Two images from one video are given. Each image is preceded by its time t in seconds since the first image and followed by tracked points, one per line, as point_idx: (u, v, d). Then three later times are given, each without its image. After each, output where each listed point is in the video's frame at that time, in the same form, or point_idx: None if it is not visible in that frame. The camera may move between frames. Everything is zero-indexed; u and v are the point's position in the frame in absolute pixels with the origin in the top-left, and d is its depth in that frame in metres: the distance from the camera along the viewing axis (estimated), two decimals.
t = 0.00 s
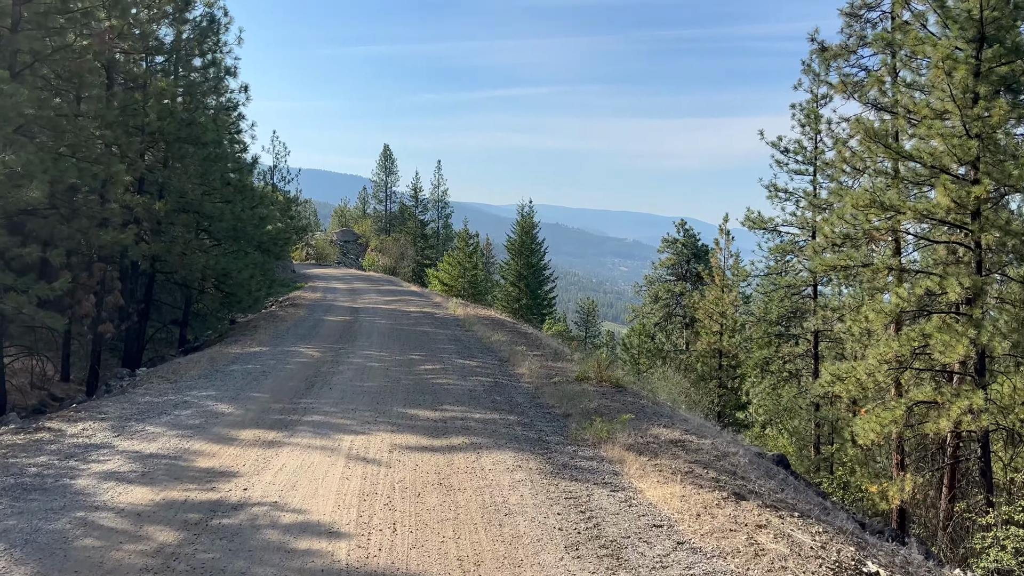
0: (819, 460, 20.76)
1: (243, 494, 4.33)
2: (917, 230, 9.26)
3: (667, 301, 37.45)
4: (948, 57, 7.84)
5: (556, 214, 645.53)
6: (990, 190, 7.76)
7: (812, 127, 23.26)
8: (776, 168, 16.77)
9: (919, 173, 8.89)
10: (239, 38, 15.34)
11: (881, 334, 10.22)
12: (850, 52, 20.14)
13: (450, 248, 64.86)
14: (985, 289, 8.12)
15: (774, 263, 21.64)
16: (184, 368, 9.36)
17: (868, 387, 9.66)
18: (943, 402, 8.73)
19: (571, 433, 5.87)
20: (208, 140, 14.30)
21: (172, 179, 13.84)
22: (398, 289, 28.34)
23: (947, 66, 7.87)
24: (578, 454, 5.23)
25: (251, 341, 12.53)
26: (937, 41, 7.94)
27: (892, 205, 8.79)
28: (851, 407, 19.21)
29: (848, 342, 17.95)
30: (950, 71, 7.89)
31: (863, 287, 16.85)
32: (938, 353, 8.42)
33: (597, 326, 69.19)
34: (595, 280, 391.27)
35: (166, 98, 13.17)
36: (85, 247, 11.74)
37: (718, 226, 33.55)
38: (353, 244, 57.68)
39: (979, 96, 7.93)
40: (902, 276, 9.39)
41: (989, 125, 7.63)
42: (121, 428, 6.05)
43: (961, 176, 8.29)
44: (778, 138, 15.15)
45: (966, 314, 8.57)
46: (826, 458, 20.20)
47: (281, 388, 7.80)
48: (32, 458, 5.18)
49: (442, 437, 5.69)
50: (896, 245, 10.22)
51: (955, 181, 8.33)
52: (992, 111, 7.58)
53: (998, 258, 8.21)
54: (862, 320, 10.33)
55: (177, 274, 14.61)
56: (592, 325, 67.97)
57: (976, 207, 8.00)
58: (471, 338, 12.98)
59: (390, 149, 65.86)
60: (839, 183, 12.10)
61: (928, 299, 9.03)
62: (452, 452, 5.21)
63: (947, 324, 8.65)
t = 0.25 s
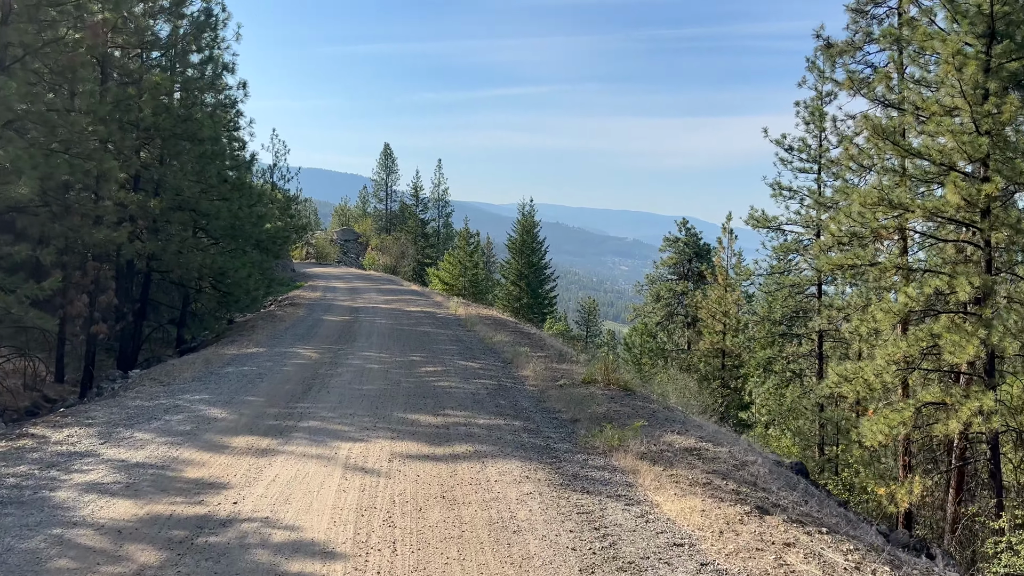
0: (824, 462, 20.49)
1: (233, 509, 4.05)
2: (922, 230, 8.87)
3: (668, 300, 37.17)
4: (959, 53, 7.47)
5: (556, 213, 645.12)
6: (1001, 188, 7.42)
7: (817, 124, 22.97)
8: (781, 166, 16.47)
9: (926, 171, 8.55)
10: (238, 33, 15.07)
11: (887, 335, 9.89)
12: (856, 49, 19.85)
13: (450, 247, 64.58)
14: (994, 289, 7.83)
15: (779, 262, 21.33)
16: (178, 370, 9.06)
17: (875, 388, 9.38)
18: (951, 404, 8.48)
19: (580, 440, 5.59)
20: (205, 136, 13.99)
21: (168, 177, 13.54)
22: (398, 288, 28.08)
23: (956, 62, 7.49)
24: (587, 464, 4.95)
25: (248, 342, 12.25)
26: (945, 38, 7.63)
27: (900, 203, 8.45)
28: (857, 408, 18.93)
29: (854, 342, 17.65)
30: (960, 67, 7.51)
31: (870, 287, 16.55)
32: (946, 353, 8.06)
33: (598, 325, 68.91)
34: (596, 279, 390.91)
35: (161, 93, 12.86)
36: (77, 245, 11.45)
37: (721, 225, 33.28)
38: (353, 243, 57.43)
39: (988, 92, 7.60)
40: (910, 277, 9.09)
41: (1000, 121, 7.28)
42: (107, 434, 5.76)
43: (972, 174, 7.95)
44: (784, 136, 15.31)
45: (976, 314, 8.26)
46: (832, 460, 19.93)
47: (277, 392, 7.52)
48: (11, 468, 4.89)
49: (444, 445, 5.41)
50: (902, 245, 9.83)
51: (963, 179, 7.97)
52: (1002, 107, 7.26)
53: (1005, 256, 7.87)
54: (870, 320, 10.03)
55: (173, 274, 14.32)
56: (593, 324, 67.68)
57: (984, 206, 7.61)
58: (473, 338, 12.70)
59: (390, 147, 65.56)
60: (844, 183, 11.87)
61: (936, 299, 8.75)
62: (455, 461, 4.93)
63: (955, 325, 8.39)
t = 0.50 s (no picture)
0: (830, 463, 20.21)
1: (225, 527, 3.77)
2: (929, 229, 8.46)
3: (671, 299, 36.86)
4: (970, 48, 7.10)
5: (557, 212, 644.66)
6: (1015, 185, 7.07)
7: (823, 122, 22.64)
8: (788, 164, 16.16)
9: (937, 169, 8.19)
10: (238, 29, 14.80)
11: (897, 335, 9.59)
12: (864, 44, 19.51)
13: (451, 246, 64.31)
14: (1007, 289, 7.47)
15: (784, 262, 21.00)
16: (173, 372, 8.79)
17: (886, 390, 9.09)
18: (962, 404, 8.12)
19: (592, 449, 5.30)
20: (203, 133, 13.70)
21: (166, 174, 13.26)
22: (399, 287, 27.81)
23: (969, 57, 7.12)
24: (602, 476, 4.67)
25: (247, 343, 11.99)
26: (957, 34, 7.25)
27: (910, 202, 8.09)
28: (865, 410, 18.63)
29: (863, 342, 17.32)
30: (971, 63, 7.14)
31: (878, 288, 16.24)
32: (957, 354, 7.76)
33: (600, 324, 68.59)
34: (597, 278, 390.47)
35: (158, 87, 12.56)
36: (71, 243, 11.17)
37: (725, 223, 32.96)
38: (354, 241, 57.16)
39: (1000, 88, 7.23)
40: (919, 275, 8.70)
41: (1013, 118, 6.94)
42: (96, 442, 5.47)
43: (984, 171, 7.58)
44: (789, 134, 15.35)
45: (989, 312, 7.90)
46: (839, 462, 19.64)
47: (275, 396, 7.22)
48: None
49: (449, 454, 5.12)
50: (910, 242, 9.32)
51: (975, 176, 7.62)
52: (1016, 104, 6.90)
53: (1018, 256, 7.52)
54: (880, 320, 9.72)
55: (171, 273, 14.04)
56: (595, 323, 67.37)
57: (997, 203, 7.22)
58: (476, 339, 12.42)
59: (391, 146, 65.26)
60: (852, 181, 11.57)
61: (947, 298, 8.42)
62: (462, 473, 4.65)
63: (966, 325, 8.07)
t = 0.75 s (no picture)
0: (837, 466, 19.89)
1: (210, 550, 3.47)
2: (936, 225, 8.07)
3: (675, 299, 36.52)
4: (983, 44, 6.72)
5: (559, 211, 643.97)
6: None
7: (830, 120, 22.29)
8: (797, 162, 15.83)
9: (948, 167, 7.81)
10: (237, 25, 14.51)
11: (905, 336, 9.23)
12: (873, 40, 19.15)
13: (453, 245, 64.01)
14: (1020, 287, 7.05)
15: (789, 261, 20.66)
16: (166, 376, 8.50)
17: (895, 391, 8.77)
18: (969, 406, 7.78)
19: (604, 462, 5.00)
20: (200, 129, 13.40)
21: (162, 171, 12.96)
22: (401, 287, 27.52)
23: (981, 53, 6.74)
24: (616, 492, 4.36)
25: (245, 344, 11.70)
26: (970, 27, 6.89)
27: (921, 200, 7.71)
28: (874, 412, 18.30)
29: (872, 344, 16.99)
30: (984, 59, 6.76)
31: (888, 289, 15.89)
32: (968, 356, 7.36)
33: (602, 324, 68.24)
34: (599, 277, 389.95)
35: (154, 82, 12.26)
36: (63, 242, 10.88)
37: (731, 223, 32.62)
38: (356, 240, 56.92)
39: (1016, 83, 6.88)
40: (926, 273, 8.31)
41: None
42: (80, 453, 5.17)
43: (995, 170, 7.20)
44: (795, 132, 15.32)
45: (1001, 313, 7.56)
46: (846, 465, 19.30)
47: (271, 402, 6.93)
48: None
49: (453, 467, 4.82)
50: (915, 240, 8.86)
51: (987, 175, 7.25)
52: None
53: None
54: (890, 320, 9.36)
55: (167, 273, 13.76)
56: (597, 322, 67.02)
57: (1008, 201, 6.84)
58: (479, 341, 12.12)
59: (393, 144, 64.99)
60: (862, 179, 11.25)
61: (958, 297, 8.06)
62: (467, 488, 4.36)
63: (976, 326, 7.73)
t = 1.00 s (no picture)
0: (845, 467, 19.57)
1: (194, 572, 3.19)
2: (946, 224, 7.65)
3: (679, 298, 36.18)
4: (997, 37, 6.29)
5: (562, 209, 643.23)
6: None
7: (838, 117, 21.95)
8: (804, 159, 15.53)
9: (960, 163, 7.40)
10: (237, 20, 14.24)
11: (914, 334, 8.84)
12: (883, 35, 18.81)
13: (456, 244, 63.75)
14: None
15: (796, 260, 20.31)
16: (160, 378, 8.23)
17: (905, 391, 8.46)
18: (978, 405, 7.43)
19: (618, 472, 4.72)
20: (199, 125, 13.13)
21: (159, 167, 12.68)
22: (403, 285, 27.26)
23: (995, 47, 6.29)
24: (631, 506, 4.07)
25: (243, 344, 11.44)
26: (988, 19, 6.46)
27: (932, 197, 7.32)
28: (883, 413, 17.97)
29: (882, 344, 16.64)
30: (998, 53, 6.31)
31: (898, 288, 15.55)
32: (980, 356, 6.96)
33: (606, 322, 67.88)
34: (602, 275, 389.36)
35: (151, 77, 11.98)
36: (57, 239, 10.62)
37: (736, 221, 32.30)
38: (359, 239, 56.72)
39: None
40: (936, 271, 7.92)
41: None
42: (63, 461, 4.91)
43: (1008, 168, 6.82)
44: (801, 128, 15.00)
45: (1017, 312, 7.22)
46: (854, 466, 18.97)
47: (267, 406, 6.65)
48: None
49: (456, 477, 4.54)
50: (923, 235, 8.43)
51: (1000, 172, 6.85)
52: None
53: None
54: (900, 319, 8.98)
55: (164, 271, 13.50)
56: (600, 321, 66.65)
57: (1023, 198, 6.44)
58: (483, 341, 11.83)
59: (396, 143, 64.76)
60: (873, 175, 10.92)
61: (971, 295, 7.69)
62: (472, 501, 4.08)
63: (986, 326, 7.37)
